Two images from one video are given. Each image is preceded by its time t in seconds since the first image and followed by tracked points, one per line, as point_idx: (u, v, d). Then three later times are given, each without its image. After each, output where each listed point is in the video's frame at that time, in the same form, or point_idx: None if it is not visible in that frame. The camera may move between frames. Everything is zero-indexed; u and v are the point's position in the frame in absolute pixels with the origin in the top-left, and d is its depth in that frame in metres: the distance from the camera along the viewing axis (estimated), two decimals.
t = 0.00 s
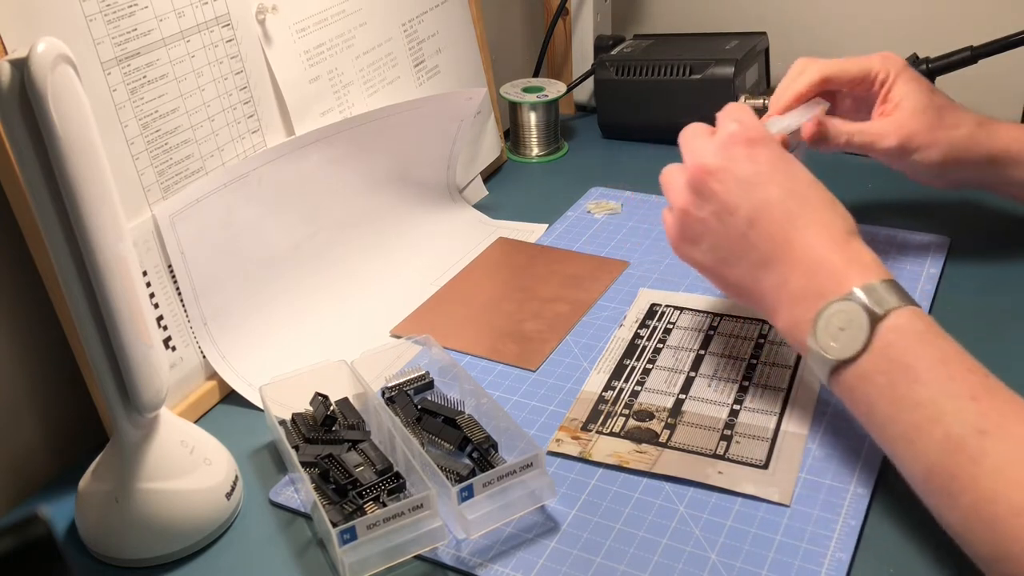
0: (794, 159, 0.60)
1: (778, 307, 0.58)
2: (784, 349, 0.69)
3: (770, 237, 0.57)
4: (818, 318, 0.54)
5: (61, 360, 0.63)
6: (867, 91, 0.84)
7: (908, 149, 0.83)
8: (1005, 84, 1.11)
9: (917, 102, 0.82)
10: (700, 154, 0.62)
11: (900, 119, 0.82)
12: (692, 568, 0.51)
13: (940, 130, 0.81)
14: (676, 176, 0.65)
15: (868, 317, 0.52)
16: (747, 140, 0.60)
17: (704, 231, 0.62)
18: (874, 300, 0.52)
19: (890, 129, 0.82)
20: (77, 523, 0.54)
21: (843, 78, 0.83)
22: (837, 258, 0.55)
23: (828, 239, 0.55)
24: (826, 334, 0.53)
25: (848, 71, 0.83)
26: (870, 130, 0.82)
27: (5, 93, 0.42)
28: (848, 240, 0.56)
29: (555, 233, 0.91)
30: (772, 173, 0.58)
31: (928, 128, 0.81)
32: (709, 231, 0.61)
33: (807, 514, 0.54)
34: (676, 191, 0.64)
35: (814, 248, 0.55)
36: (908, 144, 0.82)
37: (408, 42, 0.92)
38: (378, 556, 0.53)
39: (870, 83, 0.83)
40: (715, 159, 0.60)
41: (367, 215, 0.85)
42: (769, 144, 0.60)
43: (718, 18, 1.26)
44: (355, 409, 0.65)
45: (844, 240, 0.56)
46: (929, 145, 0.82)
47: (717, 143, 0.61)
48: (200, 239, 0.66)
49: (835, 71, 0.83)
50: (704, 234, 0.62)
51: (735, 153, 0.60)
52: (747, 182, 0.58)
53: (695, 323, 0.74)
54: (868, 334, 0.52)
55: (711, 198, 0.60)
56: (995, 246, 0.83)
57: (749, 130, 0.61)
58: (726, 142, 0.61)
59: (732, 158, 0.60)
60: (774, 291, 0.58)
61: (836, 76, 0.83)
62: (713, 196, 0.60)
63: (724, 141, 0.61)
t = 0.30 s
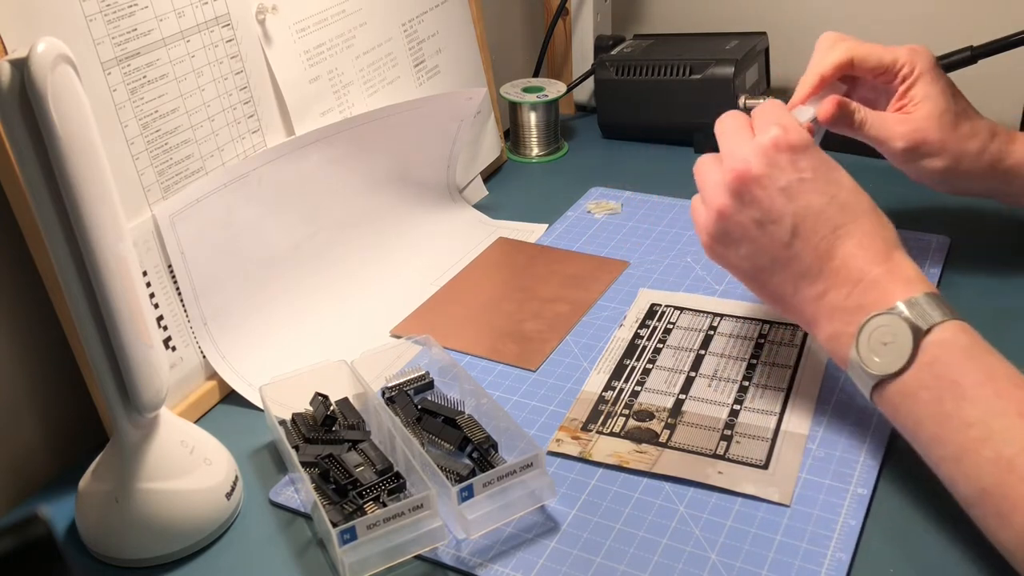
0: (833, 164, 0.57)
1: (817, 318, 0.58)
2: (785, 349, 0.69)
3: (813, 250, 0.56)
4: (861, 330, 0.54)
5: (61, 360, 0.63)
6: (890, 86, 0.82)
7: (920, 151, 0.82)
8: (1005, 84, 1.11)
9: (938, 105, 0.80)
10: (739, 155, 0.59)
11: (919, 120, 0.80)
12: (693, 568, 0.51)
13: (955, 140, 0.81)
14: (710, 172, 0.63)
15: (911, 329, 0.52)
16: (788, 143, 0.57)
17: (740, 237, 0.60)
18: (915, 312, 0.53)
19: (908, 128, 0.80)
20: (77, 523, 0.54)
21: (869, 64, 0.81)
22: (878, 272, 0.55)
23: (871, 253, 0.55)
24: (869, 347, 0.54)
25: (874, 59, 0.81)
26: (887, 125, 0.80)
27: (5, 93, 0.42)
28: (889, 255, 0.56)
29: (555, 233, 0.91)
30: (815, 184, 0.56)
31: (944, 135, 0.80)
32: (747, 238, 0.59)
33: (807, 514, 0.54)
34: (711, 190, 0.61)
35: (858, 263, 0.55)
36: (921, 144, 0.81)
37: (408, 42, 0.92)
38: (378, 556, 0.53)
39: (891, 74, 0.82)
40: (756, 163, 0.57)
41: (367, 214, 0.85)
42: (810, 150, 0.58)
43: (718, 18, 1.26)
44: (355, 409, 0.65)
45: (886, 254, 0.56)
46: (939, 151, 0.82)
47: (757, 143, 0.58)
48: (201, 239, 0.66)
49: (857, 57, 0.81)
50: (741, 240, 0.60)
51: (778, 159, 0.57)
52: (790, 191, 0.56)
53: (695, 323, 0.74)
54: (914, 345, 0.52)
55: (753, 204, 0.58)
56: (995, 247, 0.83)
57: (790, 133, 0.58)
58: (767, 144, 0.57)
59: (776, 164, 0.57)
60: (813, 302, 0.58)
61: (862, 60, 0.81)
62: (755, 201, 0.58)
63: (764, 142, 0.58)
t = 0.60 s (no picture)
0: (854, 156, 0.56)
1: (836, 313, 0.56)
2: (785, 349, 0.69)
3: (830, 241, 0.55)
4: (882, 328, 0.53)
5: (61, 360, 0.63)
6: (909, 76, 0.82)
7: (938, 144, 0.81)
8: (1005, 84, 1.11)
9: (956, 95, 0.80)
10: (756, 143, 0.57)
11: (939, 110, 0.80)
12: (692, 568, 0.51)
13: (977, 128, 0.80)
14: (727, 161, 0.61)
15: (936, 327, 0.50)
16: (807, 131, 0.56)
17: (757, 227, 0.58)
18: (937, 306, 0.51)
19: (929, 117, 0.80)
20: (77, 523, 0.54)
21: (892, 55, 0.80)
22: (902, 266, 0.53)
23: (893, 245, 0.53)
24: (892, 347, 0.52)
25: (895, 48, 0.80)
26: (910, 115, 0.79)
27: (5, 93, 0.42)
28: (912, 247, 0.54)
29: (555, 233, 0.91)
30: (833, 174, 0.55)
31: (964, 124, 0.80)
32: (764, 229, 0.58)
33: (807, 514, 0.54)
34: (728, 179, 0.60)
35: (879, 255, 0.53)
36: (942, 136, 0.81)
37: (408, 42, 0.92)
38: (378, 556, 0.53)
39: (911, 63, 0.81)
40: (774, 151, 0.56)
41: (367, 215, 0.85)
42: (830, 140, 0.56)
43: (718, 18, 1.26)
44: (355, 409, 0.65)
45: (908, 247, 0.53)
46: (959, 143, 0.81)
47: (775, 130, 0.57)
48: (201, 239, 0.66)
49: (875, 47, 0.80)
50: (759, 232, 0.58)
51: (796, 147, 0.56)
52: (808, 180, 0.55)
53: (695, 323, 0.74)
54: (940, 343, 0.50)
55: (769, 194, 0.57)
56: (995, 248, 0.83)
57: (809, 121, 0.56)
58: (785, 131, 0.56)
59: (793, 152, 0.56)
60: (833, 296, 0.56)
61: (884, 52, 0.80)
62: (773, 190, 0.56)
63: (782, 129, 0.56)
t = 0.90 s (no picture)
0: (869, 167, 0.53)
1: (851, 329, 0.56)
2: (785, 349, 0.69)
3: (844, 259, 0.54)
4: (897, 344, 0.53)
5: (61, 360, 0.63)
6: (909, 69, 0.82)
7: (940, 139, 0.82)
8: (1006, 84, 1.11)
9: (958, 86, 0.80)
10: (767, 156, 0.54)
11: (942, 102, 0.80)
12: (692, 568, 0.51)
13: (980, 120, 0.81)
14: (738, 163, 0.59)
15: (950, 344, 0.50)
16: (822, 145, 0.51)
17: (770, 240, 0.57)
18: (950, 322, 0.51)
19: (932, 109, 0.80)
20: (77, 523, 0.54)
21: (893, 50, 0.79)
22: (915, 283, 0.52)
23: (906, 259, 0.53)
24: (906, 363, 0.52)
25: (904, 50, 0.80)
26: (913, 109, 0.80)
27: (5, 93, 0.42)
28: (925, 261, 0.53)
29: (555, 233, 0.91)
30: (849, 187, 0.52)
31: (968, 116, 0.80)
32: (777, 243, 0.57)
33: (807, 514, 0.54)
34: (739, 188, 0.58)
35: (892, 273, 0.53)
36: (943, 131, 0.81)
37: (408, 42, 0.92)
38: (378, 556, 0.52)
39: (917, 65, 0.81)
40: (787, 167, 0.53)
41: (367, 215, 0.85)
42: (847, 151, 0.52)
43: (719, 18, 1.26)
44: (355, 409, 0.65)
45: (922, 261, 0.53)
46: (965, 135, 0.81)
47: (786, 143, 0.53)
48: (201, 239, 0.66)
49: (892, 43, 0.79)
50: (772, 245, 0.57)
51: (811, 163, 0.52)
52: (824, 198, 0.52)
53: (695, 323, 0.74)
54: (954, 359, 0.50)
55: (783, 209, 0.54)
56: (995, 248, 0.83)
57: (824, 130, 0.52)
58: (796, 146, 0.52)
59: (807, 168, 0.52)
60: (846, 312, 0.56)
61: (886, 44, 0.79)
62: (786, 207, 0.54)
63: (795, 143, 0.52)
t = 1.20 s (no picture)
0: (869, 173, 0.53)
1: (853, 340, 0.56)
2: (785, 349, 0.69)
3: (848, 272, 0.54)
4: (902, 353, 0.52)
5: (61, 360, 0.63)
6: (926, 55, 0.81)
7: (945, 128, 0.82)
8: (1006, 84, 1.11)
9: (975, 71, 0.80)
10: (764, 166, 0.54)
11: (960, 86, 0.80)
12: (692, 568, 0.51)
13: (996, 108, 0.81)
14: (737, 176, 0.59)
15: (953, 356, 0.50)
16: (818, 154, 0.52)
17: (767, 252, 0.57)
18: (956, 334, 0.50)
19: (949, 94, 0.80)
20: (77, 523, 0.54)
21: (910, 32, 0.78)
22: (917, 292, 0.52)
23: (908, 268, 0.52)
24: (909, 372, 0.52)
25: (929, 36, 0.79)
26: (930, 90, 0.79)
27: (5, 93, 0.42)
28: (927, 270, 0.53)
29: (555, 233, 0.91)
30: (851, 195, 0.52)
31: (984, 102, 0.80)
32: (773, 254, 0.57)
33: (807, 514, 0.54)
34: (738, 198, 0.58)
35: (894, 283, 0.52)
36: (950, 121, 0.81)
37: (408, 42, 0.92)
38: (378, 556, 0.52)
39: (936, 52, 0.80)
40: (784, 176, 0.53)
41: (367, 215, 0.85)
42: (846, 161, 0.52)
43: (718, 18, 1.26)
44: (356, 409, 0.65)
45: (923, 270, 0.53)
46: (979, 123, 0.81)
47: (783, 153, 0.53)
48: (201, 239, 0.66)
49: (913, 26, 0.78)
50: (771, 254, 0.57)
51: (809, 171, 0.52)
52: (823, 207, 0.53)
53: (695, 323, 0.74)
54: (961, 370, 0.50)
55: (782, 219, 0.54)
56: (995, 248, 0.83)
57: (823, 142, 0.52)
58: (794, 156, 0.52)
59: (806, 177, 0.52)
60: (848, 321, 0.55)
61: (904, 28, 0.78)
62: (785, 216, 0.54)
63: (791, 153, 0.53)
